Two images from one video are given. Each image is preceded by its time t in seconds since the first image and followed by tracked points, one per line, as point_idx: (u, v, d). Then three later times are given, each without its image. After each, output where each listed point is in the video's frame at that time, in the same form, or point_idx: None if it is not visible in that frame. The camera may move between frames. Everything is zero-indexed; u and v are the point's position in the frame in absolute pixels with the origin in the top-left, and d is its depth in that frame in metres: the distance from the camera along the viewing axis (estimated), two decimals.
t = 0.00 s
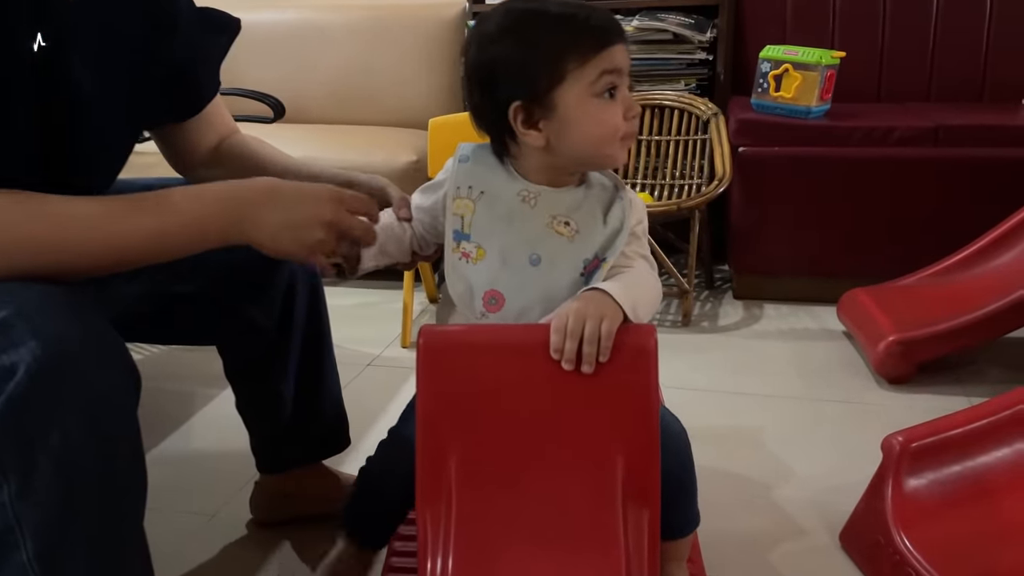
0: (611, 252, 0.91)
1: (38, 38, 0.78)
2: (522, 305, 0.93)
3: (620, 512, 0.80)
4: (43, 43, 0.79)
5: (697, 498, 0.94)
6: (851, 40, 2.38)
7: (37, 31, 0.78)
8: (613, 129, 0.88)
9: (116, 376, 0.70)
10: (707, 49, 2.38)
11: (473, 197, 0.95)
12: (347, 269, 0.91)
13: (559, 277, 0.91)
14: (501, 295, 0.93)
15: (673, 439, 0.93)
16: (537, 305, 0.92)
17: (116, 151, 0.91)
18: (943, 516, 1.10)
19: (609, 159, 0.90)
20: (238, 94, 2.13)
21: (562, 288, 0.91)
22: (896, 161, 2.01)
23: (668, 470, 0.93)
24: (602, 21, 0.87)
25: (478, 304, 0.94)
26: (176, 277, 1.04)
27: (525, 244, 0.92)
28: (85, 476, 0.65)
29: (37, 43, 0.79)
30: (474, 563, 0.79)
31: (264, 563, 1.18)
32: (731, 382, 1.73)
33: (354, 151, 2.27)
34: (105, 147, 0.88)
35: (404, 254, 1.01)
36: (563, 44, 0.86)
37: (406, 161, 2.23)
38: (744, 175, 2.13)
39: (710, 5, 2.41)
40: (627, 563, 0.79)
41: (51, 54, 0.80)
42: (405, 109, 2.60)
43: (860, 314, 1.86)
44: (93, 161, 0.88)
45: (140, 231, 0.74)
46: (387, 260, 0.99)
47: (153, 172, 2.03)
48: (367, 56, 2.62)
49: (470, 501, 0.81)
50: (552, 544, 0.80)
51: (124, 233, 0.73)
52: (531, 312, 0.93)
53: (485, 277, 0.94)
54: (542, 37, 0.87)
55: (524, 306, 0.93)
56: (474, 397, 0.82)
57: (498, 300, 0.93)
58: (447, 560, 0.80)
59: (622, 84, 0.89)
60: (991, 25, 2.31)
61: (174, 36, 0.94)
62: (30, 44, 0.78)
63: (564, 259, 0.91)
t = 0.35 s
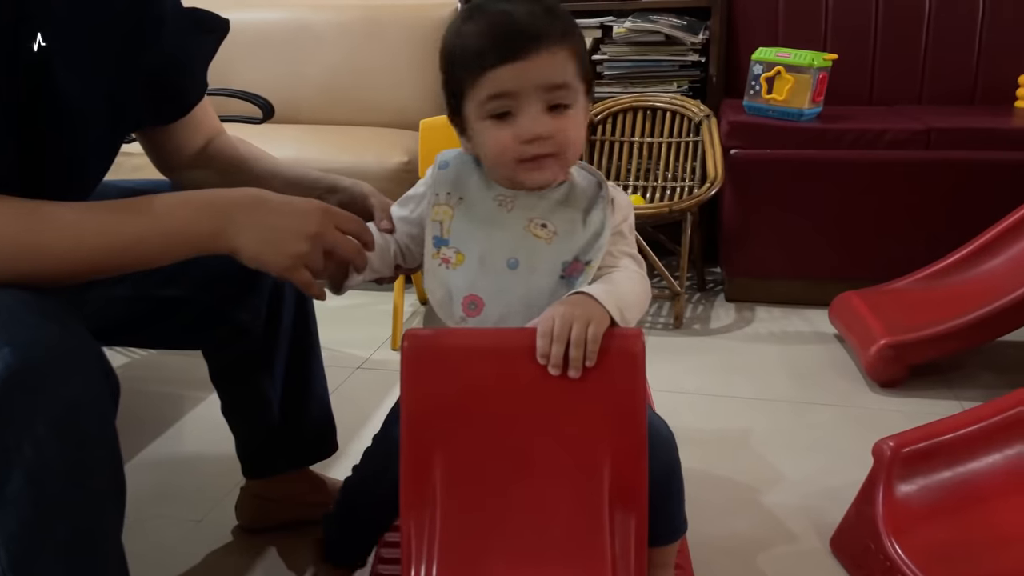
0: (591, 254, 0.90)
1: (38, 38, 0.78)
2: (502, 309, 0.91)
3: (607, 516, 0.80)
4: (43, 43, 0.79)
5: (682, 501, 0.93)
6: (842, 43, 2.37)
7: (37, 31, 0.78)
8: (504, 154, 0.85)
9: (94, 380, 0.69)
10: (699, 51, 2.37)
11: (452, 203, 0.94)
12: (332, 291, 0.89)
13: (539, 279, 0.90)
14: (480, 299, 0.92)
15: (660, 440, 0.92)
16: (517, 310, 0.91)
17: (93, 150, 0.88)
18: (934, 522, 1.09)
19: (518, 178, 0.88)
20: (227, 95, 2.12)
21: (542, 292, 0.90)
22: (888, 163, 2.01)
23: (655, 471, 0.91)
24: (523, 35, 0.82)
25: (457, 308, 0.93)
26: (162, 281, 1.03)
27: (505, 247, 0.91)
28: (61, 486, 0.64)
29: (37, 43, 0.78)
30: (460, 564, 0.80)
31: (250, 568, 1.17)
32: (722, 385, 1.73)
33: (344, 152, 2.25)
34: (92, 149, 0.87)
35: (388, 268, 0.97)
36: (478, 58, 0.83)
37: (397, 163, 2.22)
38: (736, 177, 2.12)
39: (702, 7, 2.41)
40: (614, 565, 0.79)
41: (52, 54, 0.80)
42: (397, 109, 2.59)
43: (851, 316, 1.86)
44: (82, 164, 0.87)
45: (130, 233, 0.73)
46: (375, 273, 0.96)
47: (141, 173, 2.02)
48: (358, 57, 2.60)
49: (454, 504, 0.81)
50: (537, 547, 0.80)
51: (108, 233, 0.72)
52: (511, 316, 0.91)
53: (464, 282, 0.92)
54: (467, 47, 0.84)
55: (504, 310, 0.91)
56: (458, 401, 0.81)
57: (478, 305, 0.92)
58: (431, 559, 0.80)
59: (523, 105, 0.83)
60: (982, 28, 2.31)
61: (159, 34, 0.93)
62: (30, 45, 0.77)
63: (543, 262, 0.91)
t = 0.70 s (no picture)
0: (554, 279, 0.88)
1: (38, 39, 0.79)
2: (455, 320, 0.90)
3: (597, 534, 0.79)
4: (43, 43, 0.80)
5: (674, 514, 0.93)
6: (835, 49, 2.38)
7: (37, 32, 0.80)
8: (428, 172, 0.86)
9: (79, 394, 0.68)
10: (692, 56, 2.37)
11: (430, 206, 0.94)
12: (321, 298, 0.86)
13: (493, 293, 0.89)
14: (438, 304, 0.91)
15: (653, 451, 0.92)
16: (468, 321, 0.89)
17: (77, 166, 0.88)
18: (925, 533, 1.09)
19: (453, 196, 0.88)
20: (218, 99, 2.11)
21: (496, 305, 0.89)
22: (880, 170, 2.01)
23: (647, 485, 0.91)
24: (442, 56, 0.81)
25: (414, 308, 0.92)
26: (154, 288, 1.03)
27: (466, 257, 0.90)
28: (48, 500, 0.62)
29: (37, 43, 0.80)
30: None
31: None
32: (714, 392, 1.72)
33: (336, 156, 2.24)
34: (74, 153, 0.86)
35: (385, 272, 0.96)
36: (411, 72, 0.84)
37: (389, 167, 2.21)
38: (728, 183, 2.12)
39: (694, 12, 2.41)
40: None
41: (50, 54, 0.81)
42: (389, 113, 2.59)
43: (843, 323, 1.86)
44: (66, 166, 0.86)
45: (120, 251, 0.72)
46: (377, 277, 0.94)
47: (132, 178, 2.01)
48: (350, 60, 2.60)
49: (444, 516, 0.80)
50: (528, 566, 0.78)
51: (93, 247, 0.71)
52: (463, 328, 0.90)
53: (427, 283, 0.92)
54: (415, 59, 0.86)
55: (457, 321, 0.90)
56: (452, 416, 0.79)
57: (434, 309, 0.91)
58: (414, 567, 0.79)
59: (435, 126, 0.83)
60: (974, 35, 2.32)
61: (140, 47, 0.92)
62: (30, 44, 0.79)
63: (501, 277, 0.89)
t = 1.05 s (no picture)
0: (558, 272, 0.89)
1: (38, 38, 0.79)
2: (461, 307, 0.91)
3: (595, 490, 0.78)
4: (43, 43, 0.80)
5: (671, 503, 0.93)
6: (832, 50, 2.38)
7: (37, 31, 0.79)
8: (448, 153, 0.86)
9: (77, 390, 0.68)
10: (689, 57, 2.37)
11: (440, 195, 0.94)
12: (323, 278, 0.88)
13: (499, 284, 0.90)
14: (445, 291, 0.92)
15: (649, 438, 0.92)
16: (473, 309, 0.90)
17: (73, 164, 0.88)
18: (923, 533, 1.09)
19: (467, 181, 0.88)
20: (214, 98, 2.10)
21: (502, 296, 0.90)
22: (877, 171, 2.02)
23: (642, 473, 0.91)
24: (484, 41, 0.82)
25: (421, 294, 0.92)
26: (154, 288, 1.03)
27: (473, 246, 0.91)
28: (47, 497, 0.62)
29: (37, 43, 0.79)
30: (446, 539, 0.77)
31: None
32: (712, 393, 1.72)
33: (333, 156, 2.24)
34: (67, 151, 0.86)
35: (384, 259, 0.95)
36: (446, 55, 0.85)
37: (386, 167, 2.21)
38: (725, 184, 2.12)
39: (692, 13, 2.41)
40: (602, 537, 0.77)
41: (49, 54, 0.81)
42: (386, 113, 2.58)
43: (839, 324, 1.86)
44: (59, 165, 0.85)
45: (117, 248, 0.72)
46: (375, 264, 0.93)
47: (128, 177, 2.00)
48: (347, 60, 2.59)
49: (444, 482, 0.78)
50: (528, 524, 0.77)
51: (88, 242, 0.71)
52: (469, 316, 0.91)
53: (433, 271, 0.92)
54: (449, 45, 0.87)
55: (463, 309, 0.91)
56: (455, 386, 0.80)
57: (441, 296, 0.92)
58: (415, 529, 0.78)
59: (465, 107, 0.83)
60: (970, 36, 2.32)
61: (133, 41, 0.91)
62: (30, 44, 0.78)
63: (507, 268, 0.90)
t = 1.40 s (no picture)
0: (541, 262, 0.90)
1: (38, 39, 0.79)
2: (445, 292, 0.92)
3: (592, 486, 0.78)
4: (43, 43, 0.80)
5: (667, 499, 0.93)
6: (830, 51, 2.38)
7: (37, 31, 0.79)
8: (463, 119, 0.89)
9: (76, 389, 0.68)
10: (687, 58, 2.38)
11: (437, 183, 0.97)
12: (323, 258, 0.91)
13: (484, 270, 0.91)
14: (433, 275, 0.93)
15: (645, 436, 0.93)
16: (458, 295, 0.92)
17: (75, 163, 0.88)
18: (919, 535, 1.09)
19: (474, 152, 0.90)
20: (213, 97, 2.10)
21: (485, 282, 0.91)
22: (874, 173, 2.02)
23: (638, 473, 0.91)
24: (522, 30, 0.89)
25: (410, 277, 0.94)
26: (149, 287, 1.03)
27: (462, 232, 0.92)
28: (48, 497, 0.62)
29: (36, 44, 0.79)
30: (445, 534, 0.76)
31: None
32: (709, 394, 1.73)
33: (331, 155, 2.24)
34: (68, 152, 0.86)
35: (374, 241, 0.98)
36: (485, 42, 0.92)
37: (385, 167, 2.21)
38: (723, 186, 2.12)
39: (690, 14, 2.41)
40: (599, 531, 0.77)
41: (49, 54, 0.81)
42: (384, 113, 2.59)
43: (836, 325, 1.87)
44: (63, 165, 0.86)
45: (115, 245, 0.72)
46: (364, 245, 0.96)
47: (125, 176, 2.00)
48: (345, 59, 2.59)
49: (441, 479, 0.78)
50: (525, 521, 0.77)
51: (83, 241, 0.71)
52: (452, 300, 0.92)
53: (423, 255, 0.94)
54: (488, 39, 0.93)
55: (447, 293, 0.92)
56: (453, 382, 0.80)
57: (429, 279, 0.93)
58: (413, 522, 0.77)
59: (491, 79, 0.88)
60: (968, 38, 2.33)
61: (135, 41, 0.91)
62: (30, 45, 0.78)
63: (494, 254, 0.91)
